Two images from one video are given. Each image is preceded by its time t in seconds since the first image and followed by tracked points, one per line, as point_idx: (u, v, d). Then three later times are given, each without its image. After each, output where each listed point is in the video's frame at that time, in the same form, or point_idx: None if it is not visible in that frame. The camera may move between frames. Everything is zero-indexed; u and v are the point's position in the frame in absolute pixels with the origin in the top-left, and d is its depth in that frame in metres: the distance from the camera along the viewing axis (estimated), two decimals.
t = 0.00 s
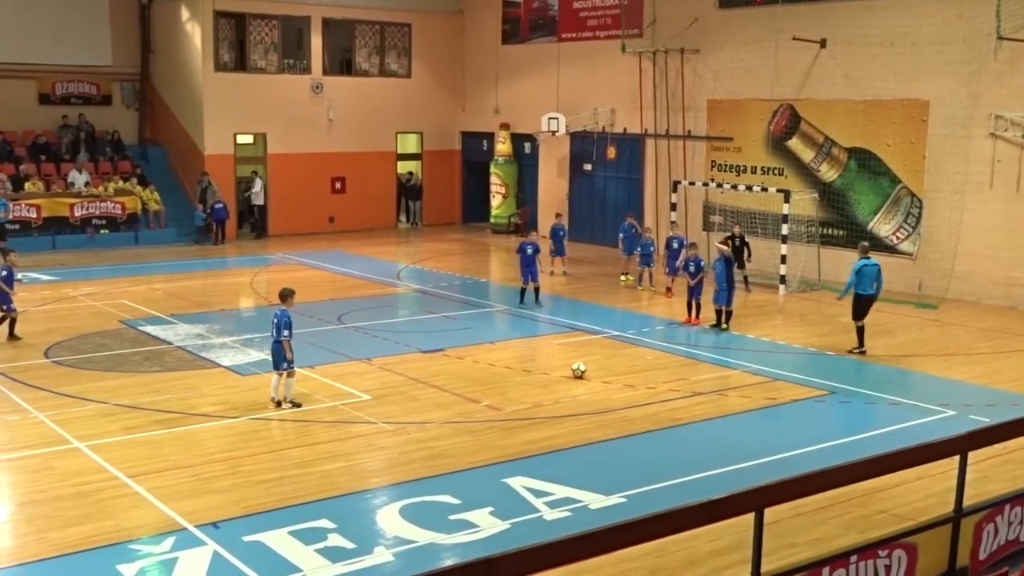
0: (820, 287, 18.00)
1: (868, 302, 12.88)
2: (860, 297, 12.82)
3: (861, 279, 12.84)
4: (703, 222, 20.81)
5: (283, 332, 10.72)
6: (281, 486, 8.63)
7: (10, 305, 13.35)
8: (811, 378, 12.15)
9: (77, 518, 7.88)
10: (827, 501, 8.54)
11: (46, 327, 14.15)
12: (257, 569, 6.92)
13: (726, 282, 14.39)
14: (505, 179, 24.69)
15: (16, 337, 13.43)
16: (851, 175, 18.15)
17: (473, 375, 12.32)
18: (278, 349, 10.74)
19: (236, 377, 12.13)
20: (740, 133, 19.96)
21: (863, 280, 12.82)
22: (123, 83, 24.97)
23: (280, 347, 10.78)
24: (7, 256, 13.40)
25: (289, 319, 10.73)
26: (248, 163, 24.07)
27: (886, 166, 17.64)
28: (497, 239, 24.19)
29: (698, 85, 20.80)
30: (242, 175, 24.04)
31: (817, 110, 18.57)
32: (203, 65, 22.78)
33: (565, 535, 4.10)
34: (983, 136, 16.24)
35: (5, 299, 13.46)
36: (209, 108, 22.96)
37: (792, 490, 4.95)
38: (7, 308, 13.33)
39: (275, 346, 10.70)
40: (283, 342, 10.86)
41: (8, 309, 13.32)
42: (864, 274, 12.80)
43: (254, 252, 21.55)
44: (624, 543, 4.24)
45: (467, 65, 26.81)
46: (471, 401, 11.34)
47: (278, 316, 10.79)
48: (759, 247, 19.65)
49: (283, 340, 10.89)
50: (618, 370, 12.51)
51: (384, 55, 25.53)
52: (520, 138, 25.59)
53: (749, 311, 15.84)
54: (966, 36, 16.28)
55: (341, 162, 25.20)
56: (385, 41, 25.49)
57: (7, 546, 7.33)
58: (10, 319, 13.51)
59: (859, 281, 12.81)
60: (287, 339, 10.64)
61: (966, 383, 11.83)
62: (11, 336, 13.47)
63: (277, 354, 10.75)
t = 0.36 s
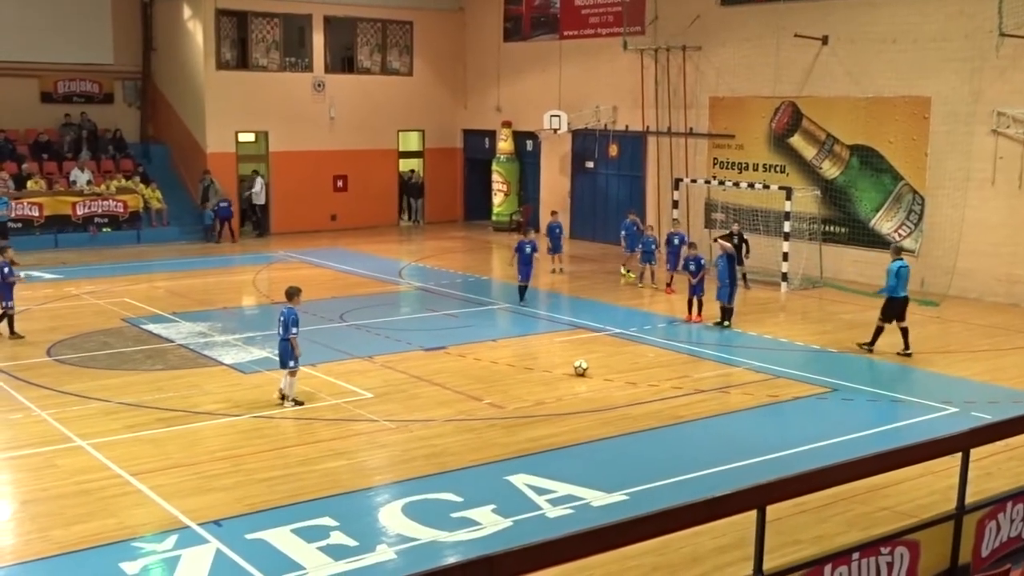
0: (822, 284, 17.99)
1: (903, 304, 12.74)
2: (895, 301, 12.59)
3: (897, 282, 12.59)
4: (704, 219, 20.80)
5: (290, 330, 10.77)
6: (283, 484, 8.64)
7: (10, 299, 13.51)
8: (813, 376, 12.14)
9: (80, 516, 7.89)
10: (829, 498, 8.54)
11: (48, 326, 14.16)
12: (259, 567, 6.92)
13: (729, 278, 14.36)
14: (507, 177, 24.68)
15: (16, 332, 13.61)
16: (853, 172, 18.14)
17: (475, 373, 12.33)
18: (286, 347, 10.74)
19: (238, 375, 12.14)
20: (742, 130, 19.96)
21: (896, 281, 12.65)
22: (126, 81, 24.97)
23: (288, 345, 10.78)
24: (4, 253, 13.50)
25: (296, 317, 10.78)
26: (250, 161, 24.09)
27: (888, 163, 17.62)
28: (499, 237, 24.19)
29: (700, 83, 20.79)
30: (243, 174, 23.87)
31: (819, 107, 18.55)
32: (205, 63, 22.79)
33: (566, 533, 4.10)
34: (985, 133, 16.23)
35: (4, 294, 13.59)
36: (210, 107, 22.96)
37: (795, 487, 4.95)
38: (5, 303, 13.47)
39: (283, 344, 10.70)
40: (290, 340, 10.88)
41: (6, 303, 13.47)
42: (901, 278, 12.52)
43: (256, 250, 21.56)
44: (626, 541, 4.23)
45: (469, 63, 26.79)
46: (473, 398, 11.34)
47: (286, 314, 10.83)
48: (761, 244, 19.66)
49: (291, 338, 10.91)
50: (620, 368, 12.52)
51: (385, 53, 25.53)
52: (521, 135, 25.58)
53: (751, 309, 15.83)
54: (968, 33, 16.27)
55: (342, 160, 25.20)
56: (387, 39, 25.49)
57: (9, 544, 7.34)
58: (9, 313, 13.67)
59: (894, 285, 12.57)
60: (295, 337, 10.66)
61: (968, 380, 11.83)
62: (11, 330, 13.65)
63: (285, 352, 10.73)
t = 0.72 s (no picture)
0: (825, 280, 17.97)
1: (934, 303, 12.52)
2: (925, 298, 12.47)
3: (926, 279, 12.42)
4: (707, 216, 20.80)
5: (292, 326, 10.77)
6: (286, 481, 8.65)
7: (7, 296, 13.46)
8: (816, 372, 12.14)
9: (83, 514, 7.90)
10: (832, 494, 8.55)
11: (50, 324, 14.16)
12: (262, 564, 6.94)
13: (730, 274, 14.35)
14: (508, 174, 24.64)
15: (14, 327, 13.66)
16: (855, 168, 18.12)
17: (477, 370, 12.32)
18: (288, 344, 10.72)
19: (241, 372, 12.14)
20: (744, 127, 19.94)
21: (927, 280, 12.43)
22: (127, 79, 24.96)
23: (291, 343, 10.77)
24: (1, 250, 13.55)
25: (297, 315, 10.77)
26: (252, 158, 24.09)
27: (891, 159, 17.61)
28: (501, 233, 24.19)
29: (702, 79, 20.78)
30: (245, 171, 23.97)
31: (821, 103, 18.53)
32: (207, 61, 22.77)
33: (568, 530, 4.11)
34: (988, 129, 16.22)
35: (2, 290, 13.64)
36: (212, 104, 22.95)
37: (797, 484, 4.96)
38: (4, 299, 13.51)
39: (285, 341, 10.68)
40: (293, 337, 10.86)
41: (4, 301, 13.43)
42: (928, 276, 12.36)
43: (258, 248, 21.56)
44: (629, 537, 4.25)
45: (471, 60, 26.78)
46: (475, 395, 11.34)
47: (288, 311, 10.82)
48: (764, 240, 19.66)
49: (293, 335, 10.89)
50: (622, 364, 12.51)
51: (387, 50, 25.52)
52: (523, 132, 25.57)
53: (753, 305, 15.83)
54: (970, 28, 16.26)
55: (344, 157, 25.19)
56: (388, 36, 25.48)
57: (13, 541, 7.36)
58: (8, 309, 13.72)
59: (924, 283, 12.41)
60: (297, 334, 10.65)
61: (971, 376, 11.83)
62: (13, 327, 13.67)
63: (288, 350, 10.72)
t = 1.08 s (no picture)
0: (827, 276, 17.96)
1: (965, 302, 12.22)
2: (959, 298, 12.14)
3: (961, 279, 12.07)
4: (709, 212, 20.80)
5: (288, 323, 10.78)
6: (289, 478, 8.66)
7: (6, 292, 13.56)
8: (819, 368, 12.14)
9: (87, 510, 7.92)
10: (835, 490, 8.55)
11: (52, 321, 14.17)
12: (266, 561, 6.94)
13: (732, 270, 14.37)
14: (512, 170, 24.51)
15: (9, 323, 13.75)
16: (858, 165, 18.10)
17: (480, 366, 12.33)
18: (285, 341, 10.73)
19: (244, 369, 12.16)
20: (746, 123, 19.93)
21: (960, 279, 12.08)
22: (130, 76, 24.94)
23: (286, 339, 10.77)
24: None
25: (294, 311, 10.76)
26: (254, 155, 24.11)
27: (893, 155, 17.60)
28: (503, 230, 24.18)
29: (705, 75, 20.75)
30: (248, 168, 23.99)
31: (824, 99, 18.51)
32: (209, 58, 22.76)
33: (571, 525, 4.13)
34: (990, 124, 16.19)
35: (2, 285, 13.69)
36: (215, 101, 22.95)
37: (801, 480, 4.97)
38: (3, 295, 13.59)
39: (281, 338, 10.68)
40: (289, 334, 10.87)
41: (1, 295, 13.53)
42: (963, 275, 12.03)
43: (261, 244, 21.57)
44: (633, 533, 4.27)
45: (473, 57, 26.76)
46: (478, 391, 11.35)
47: (285, 307, 10.82)
48: (766, 236, 19.64)
49: (290, 332, 10.89)
50: (625, 360, 12.52)
51: (389, 46, 25.50)
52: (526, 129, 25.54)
53: (756, 301, 15.83)
54: (973, 24, 16.23)
55: (346, 154, 25.18)
56: (390, 32, 25.46)
57: (17, 539, 7.37)
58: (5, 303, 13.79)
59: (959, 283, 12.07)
60: (294, 330, 10.65)
61: (974, 372, 11.83)
62: (9, 323, 13.73)
63: (283, 346, 10.72)
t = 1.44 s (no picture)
0: (830, 272, 17.94)
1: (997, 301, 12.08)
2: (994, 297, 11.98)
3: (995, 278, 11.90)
4: (712, 207, 20.78)
5: (288, 320, 10.78)
6: (292, 474, 8.67)
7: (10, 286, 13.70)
8: (821, 364, 12.13)
9: (90, 506, 7.93)
10: (837, 486, 8.55)
11: (55, 317, 14.19)
12: (269, 557, 6.95)
13: (735, 267, 14.36)
14: (514, 166, 24.65)
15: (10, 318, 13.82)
16: (861, 161, 18.09)
17: (482, 363, 12.33)
18: (285, 337, 10.73)
19: (247, 365, 12.17)
20: (749, 119, 19.90)
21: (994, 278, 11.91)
22: (132, 73, 24.96)
23: (286, 335, 10.78)
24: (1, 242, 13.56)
25: (294, 308, 10.77)
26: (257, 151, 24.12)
27: (896, 151, 17.58)
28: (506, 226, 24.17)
29: (708, 71, 20.72)
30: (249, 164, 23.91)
31: (827, 94, 18.49)
32: (212, 54, 22.77)
33: (573, 521, 4.12)
34: (994, 120, 16.16)
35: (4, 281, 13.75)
36: (218, 98, 22.96)
37: (804, 476, 4.95)
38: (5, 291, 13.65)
39: (281, 334, 10.69)
40: (289, 330, 10.86)
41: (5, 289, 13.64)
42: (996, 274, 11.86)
43: (263, 241, 21.58)
44: (634, 530, 4.26)
45: (475, 53, 26.75)
46: (480, 388, 11.36)
47: (285, 304, 10.82)
48: (770, 232, 19.61)
49: (289, 329, 10.89)
50: (628, 357, 12.52)
51: (392, 43, 25.50)
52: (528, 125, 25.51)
53: (759, 297, 15.82)
54: (976, 19, 16.20)
55: (348, 151, 25.18)
56: (393, 29, 25.45)
57: (20, 534, 7.38)
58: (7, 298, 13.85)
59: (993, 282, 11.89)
60: (294, 326, 10.65)
61: (977, 368, 11.82)
62: (10, 317, 13.80)
63: (283, 342, 10.72)
